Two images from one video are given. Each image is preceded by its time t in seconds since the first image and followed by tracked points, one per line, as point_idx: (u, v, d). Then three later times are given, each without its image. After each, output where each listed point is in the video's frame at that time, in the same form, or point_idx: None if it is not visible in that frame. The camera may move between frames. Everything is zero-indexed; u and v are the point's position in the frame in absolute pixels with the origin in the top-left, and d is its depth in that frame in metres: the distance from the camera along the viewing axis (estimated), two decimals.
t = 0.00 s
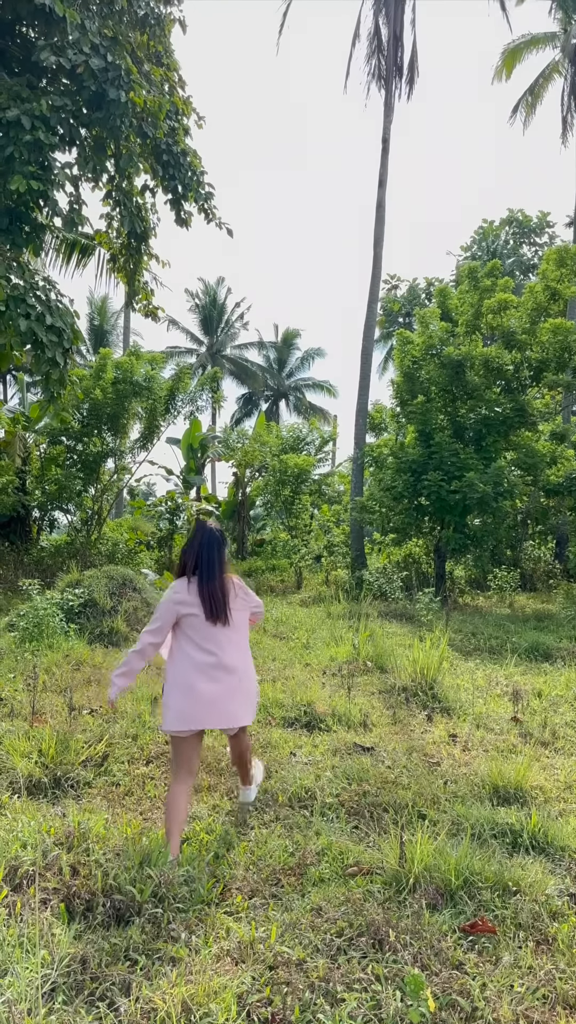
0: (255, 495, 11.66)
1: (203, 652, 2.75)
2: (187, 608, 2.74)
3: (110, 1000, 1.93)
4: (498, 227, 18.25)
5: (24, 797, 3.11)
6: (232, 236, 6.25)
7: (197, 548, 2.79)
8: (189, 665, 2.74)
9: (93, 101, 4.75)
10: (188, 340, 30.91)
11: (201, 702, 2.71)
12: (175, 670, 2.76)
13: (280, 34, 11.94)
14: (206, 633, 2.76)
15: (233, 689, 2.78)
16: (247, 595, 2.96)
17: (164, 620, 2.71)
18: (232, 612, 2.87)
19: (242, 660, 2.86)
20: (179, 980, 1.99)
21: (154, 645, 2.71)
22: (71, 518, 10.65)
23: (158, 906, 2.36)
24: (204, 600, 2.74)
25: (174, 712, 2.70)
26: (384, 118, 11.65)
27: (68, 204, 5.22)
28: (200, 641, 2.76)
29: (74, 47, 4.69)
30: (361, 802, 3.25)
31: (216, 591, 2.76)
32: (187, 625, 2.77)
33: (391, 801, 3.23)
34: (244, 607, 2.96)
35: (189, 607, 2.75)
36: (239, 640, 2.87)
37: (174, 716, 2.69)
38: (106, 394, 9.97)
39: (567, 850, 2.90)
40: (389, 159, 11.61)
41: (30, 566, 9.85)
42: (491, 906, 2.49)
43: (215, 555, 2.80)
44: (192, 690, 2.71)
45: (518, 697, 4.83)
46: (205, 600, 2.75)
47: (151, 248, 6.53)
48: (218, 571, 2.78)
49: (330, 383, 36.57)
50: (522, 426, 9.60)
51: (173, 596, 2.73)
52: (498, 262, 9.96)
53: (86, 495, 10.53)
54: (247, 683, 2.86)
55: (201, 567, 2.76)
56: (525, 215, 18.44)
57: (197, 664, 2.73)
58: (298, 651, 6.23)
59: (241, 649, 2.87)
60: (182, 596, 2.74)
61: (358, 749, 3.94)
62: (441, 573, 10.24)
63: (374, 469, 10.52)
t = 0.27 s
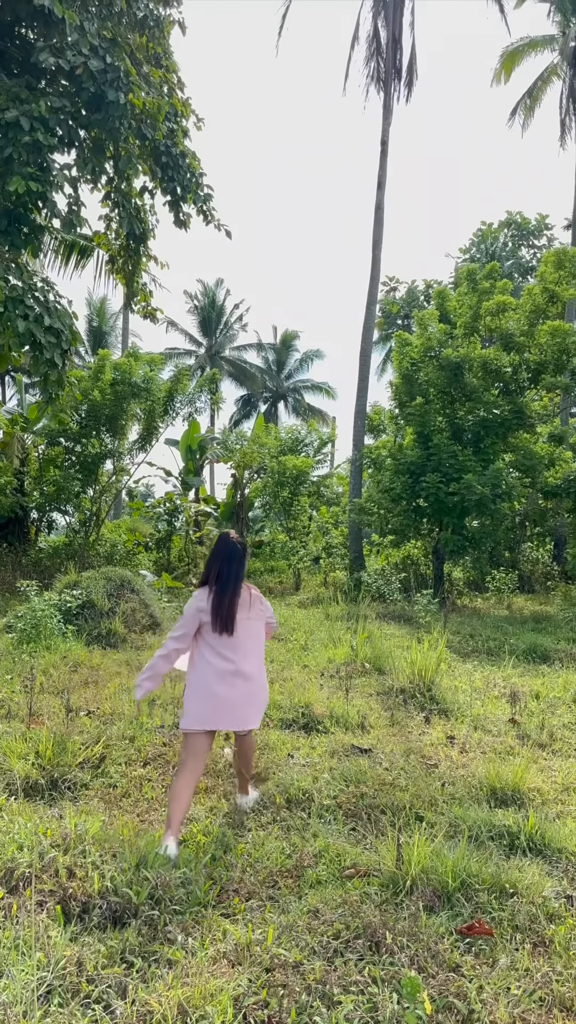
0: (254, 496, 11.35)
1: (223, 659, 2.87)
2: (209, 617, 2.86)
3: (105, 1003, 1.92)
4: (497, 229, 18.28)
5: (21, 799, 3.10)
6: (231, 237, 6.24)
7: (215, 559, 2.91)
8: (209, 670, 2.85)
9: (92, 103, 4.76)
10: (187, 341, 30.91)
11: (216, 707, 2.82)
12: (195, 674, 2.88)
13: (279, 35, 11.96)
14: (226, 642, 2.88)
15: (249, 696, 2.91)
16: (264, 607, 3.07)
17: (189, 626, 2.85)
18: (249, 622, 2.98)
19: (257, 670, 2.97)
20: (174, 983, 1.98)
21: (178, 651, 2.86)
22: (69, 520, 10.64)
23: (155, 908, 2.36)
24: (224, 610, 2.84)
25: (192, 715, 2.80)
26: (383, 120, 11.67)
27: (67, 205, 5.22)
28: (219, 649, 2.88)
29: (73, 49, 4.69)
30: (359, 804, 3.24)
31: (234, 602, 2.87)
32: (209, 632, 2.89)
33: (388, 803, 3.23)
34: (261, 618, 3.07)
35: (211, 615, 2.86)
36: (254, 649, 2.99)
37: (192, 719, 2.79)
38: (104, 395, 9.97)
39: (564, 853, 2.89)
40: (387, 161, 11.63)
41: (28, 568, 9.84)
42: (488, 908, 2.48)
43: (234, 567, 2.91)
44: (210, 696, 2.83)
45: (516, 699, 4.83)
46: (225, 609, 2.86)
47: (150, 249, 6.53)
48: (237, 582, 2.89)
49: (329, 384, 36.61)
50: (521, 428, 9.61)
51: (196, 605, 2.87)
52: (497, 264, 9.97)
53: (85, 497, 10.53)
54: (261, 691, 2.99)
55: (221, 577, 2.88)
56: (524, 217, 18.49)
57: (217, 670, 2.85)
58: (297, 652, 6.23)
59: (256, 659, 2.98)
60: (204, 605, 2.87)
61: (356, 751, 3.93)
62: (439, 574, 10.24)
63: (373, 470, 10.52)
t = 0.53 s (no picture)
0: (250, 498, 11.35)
1: (235, 646, 3.13)
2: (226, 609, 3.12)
3: (99, 1005, 1.91)
4: (493, 232, 18.32)
5: (16, 800, 3.10)
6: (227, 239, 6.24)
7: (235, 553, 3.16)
8: (223, 656, 3.12)
9: (88, 103, 4.75)
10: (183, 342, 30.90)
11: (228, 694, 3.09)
12: (210, 661, 3.16)
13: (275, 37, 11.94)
14: (239, 632, 3.13)
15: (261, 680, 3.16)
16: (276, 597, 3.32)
17: (205, 614, 3.10)
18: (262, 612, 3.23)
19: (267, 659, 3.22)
20: (168, 985, 1.98)
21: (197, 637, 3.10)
22: (65, 521, 10.62)
23: (149, 911, 2.36)
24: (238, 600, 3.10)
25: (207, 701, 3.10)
26: (380, 122, 11.70)
27: (64, 206, 5.22)
28: (231, 639, 3.14)
29: (69, 49, 4.68)
30: (354, 806, 3.24)
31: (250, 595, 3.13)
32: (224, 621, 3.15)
33: (383, 805, 3.23)
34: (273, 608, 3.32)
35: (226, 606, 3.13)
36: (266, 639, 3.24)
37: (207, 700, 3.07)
38: (100, 397, 9.96)
39: (559, 854, 2.90)
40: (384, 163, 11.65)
41: (24, 569, 9.81)
42: (483, 910, 2.49)
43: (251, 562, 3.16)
44: (223, 680, 3.09)
45: (511, 700, 4.84)
46: (241, 601, 3.12)
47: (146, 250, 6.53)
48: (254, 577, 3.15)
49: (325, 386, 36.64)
50: (516, 429, 9.64)
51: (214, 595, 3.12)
52: (493, 266, 10.00)
53: (81, 498, 10.51)
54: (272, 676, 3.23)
55: (239, 571, 3.14)
56: (520, 219, 18.54)
57: (229, 657, 3.11)
58: (292, 654, 6.23)
59: (267, 649, 3.23)
60: (220, 594, 3.13)
61: (351, 752, 3.94)
62: (435, 576, 10.25)
63: (369, 472, 10.53)
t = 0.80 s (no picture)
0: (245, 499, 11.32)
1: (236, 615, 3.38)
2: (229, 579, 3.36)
3: (90, 1008, 1.91)
4: (488, 234, 18.38)
5: (8, 802, 3.09)
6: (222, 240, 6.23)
7: (236, 527, 3.44)
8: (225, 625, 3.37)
9: (83, 104, 4.75)
10: (179, 343, 30.88)
11: (234, 662, 3.33)
12: (216, 631, 3.41)
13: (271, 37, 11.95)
14: (242, 602, 3.39)
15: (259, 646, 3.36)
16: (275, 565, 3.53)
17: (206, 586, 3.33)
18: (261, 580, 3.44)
19: (271, 629, 3.45)
20: (160, 987, 1.98)
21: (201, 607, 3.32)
22: (59, 522, 10.58)
23: (140, 914, 2.36)
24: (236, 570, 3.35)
25: (216, 668, 3.38)
26: (375, 124, 11.73)
27: (58, 207, 5.21)
28: (236, 608, 3.39)
29: (64, 50, 4.67)
30: (347, 807, 3.24)
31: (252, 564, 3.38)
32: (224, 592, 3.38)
33: (376, 807, 3.23)
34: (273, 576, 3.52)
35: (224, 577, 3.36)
36: (269, 610, 3.47)
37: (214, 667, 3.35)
38: (95, 398, 9.94)
39: (552, 856, 2.90)
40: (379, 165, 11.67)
41: (18, 571, 9.78)
42: (475, 911, 2.49)
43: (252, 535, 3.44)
44: (227, 647, 3.34)
45: (505, 702, 4.84)
46: (243, 572, 3.37)
47: (141, 251, 6.52)
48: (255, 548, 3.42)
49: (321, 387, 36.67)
50: (511, 431, 9.67)
51: (217, 566, 3.36)
52: (488, 268, 10.03)
53: (75, 499, 10.49)
54: (273, 640, 3.44)
55: (240, 544, 3.41)
56: (515, 222, 18.61)
57: (231, 626, 3.36)
58: (287, 655, 6.23)
59: (270, 620, 3.46)
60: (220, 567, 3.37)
61: (345, 754, 3.94)
62: (429, 577, 10.27)
63: (364, 473, 10.55)
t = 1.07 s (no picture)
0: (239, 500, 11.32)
1: (240, 597, 3.43)
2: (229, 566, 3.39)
3: (81, 1011, 1.90)
4: (482, 236, 18.42)
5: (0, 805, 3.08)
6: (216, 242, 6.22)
7: (230, 512, 3.44)
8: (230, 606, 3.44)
9: (77, 104, 4.74)
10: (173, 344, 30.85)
11: (242, 644, 3.41)
12: (222, 612, 3.47)
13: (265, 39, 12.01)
14: (245, 584, 3.43)
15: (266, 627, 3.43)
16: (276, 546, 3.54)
17: (208, 571, 3.37)
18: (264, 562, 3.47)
19: (274, 611, 3.50)
20: (151, 990, 1.98)
21: (202, 594, 3.37)
22: (53, 523, 10.55)
23: (132, 916, 2.35)
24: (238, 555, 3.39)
25: (222, 648, 3.51)
26: (369, 126, 11.75)
27: (52, 208, 5.20)
28: (240, 591, 3.43)
29: (58, 50, 4.66)
30: (339, 809, 3.25)
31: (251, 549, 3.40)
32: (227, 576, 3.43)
33: (369, 808, 3.23)
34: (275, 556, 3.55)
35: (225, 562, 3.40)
36: (271, 592, 3.51)
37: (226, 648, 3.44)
38: (89, 398, 9.92)
39: (544, 857, 2.91)
40: (373, 166, 11.70)
41: (11, 572, 9.74)
42: (467, 913, 2.49)
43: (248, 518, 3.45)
44: (234, 628, 3.41)
45: (498, 703, 4.85)
46: (242, 557, 3.40)
47: (135, 252, 6.51)
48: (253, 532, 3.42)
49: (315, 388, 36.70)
50: (504, 433, 9.70)
51: (216, 553, 3.40)
52: (481, 270, 10.06)
53: (69, 500, 10.46)
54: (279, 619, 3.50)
55: (239, 528, 3.41)
56: (509, 223, 18.67)
57: (235, 608, 3.42)
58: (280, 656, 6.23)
59: (274, 599, 3.52)
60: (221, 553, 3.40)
61: (338, 755, 3.94)
62: (423, 579, 10.29)
63: (358, 474, 10.56)
